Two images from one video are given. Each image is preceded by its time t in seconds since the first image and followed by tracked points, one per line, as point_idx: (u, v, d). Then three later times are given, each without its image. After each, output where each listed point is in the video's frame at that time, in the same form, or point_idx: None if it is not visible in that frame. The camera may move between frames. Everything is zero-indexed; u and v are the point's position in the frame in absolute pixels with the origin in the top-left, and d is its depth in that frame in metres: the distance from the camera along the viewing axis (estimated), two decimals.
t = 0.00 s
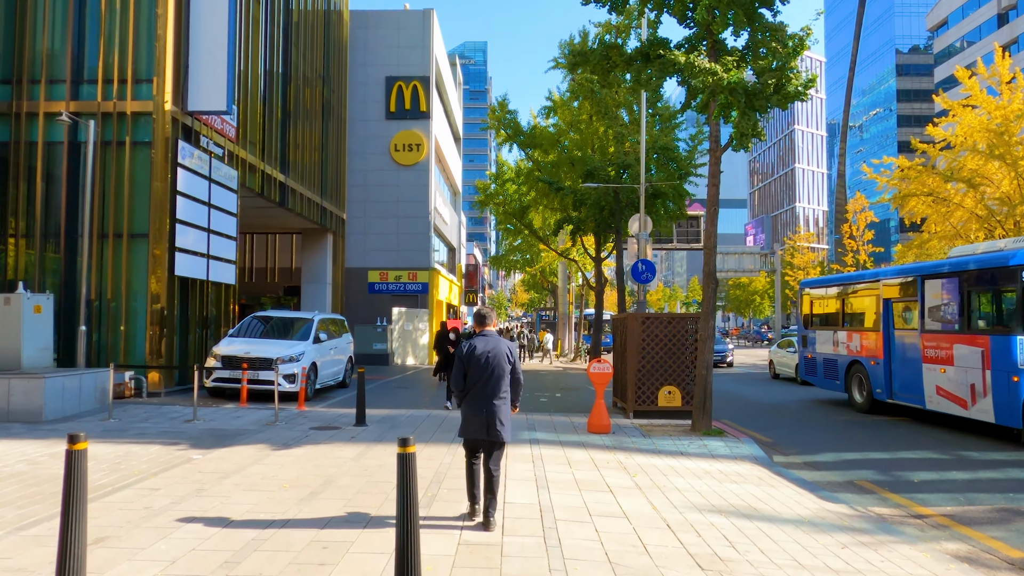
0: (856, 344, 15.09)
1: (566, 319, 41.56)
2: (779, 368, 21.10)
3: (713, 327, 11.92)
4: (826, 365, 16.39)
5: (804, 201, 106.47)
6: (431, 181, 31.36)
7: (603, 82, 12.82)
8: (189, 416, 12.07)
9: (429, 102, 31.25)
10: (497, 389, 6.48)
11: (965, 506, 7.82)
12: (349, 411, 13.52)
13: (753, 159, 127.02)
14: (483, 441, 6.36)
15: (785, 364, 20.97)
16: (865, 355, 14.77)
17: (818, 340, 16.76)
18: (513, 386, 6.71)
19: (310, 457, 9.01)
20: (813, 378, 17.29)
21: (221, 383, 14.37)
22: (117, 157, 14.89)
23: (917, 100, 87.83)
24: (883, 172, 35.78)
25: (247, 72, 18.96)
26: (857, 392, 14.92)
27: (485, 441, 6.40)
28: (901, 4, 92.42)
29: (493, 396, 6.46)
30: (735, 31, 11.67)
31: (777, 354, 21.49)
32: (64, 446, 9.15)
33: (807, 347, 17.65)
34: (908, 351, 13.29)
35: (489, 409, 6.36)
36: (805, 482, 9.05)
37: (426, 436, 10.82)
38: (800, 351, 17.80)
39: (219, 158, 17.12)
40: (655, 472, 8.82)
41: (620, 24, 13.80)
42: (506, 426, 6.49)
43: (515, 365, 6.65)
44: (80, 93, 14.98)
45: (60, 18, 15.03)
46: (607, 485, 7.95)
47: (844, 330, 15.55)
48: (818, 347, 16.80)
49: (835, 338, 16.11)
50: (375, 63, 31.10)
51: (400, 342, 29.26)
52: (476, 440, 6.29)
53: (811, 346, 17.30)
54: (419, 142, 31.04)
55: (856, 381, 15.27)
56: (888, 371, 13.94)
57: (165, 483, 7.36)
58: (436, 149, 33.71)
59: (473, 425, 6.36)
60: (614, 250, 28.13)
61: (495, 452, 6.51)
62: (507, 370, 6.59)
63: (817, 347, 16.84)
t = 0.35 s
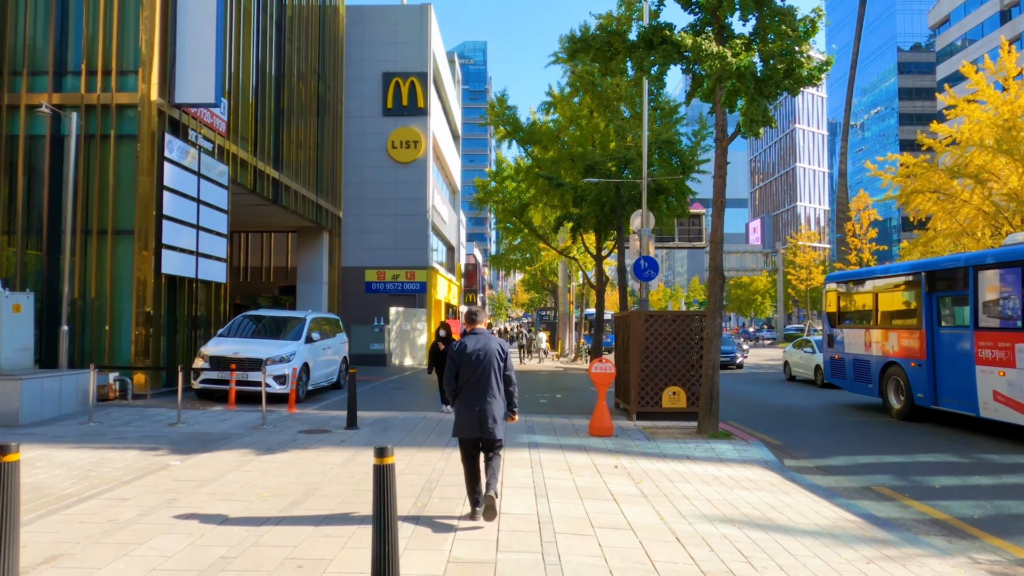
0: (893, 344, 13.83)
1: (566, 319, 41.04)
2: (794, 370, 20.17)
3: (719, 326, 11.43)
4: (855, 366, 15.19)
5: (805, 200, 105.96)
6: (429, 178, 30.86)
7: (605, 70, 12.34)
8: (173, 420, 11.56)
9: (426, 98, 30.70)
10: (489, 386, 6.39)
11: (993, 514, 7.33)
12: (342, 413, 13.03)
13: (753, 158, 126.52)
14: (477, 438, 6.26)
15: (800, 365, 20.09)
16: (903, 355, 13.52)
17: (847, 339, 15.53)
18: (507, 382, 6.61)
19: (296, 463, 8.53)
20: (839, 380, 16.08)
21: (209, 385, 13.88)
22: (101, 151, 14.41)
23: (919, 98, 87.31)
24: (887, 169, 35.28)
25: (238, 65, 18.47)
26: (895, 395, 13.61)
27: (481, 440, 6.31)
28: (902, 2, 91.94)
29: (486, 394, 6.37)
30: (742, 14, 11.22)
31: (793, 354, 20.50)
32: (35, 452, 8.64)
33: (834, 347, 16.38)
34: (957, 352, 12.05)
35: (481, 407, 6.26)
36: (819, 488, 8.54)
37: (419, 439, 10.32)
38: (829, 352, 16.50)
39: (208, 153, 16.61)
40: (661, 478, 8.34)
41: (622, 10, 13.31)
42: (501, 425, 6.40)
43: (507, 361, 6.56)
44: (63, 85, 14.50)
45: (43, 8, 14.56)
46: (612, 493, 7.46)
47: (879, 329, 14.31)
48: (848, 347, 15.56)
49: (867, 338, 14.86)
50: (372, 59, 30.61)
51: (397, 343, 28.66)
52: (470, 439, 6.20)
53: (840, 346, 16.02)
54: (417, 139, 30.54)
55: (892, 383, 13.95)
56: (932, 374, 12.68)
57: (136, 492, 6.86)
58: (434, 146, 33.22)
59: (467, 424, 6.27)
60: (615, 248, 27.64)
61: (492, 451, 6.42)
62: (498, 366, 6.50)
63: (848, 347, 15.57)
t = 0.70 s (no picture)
0: (940, 346, 12.53)
1: (567, 318, 40.51)
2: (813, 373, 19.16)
3: (729, 325, 10.91)
4: (892, 370, 13.94)
5: (806, 200, 105.43)
6: (428, 175, 30.32)
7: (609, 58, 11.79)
8: (156, 423, 11.02)
9: (425, 93, 30.16)
10: (488, 387, 6.16)
11: None
12: (334, 416, 12.49)
13: (754, 158, 126.02)
14: (476, 442, 6.01)
15: (818, 366, 19.09)
16: (952, 359, 12.21)
17: (885, 341, 14.22)
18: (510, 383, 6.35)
19: (281, 470, 7.99)
20: (873, 386, 14.84)
21: (196, 386, 13.36)
22: (86, 142, 13.89)
23: (921, 98, 86.80)
24: (893, 167, 34.74)
25: (230, 57, 17.91)
26: (941, 404, 12.31)
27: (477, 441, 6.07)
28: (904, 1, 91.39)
29: (486, 395, 6.13)
30: None
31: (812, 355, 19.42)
32: (4, 459, 8.10)
33: (869, 349, 15.11)
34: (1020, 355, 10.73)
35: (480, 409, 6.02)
36: (840, 498, 8.02)
37: (415, 444, 9.76)
38: (861, 355, 15.26)
39: (198, 147, 16.08)
40: (670, 487, 7.83)
41: None
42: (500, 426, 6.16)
43: (509, 362, 6.31)
44: (45, 74, 13.98)
45: None
46: (619, 504, 6.94)
47: (923, 329, 13.00)
48: (885, 349, 14.28)
49: (908, 339, 13.59)
50: (369, 53, 30.07)
51: (395, 342, 28.45)
52: (468, 442, 5.96)
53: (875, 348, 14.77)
54: (415, 135, 30.00)
55: (937, 390, 12.66)
56: (988, 380, 11.34)
57: (105, 503, 6.33)
58: (433, 143, 32.70)
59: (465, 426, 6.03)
60: (617, 247, 27.10)
61: (490, 453, 6.19)
62: (499, 368, 6.26)
63: (884, 349, 14.31)
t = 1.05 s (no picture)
0: (1000, 349, 11.02)
1: (568, 318, 40.01)
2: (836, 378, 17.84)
3: (740, 327, 10.40)
4: (940, 375, 12.41)
5: (808, 199, 104.88)
6: (426, 173, 29.82)
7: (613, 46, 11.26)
8: (138, 429, 10.50)
9: (423, 89, 29.65)
10: (491, 386, 6.34)
11: None
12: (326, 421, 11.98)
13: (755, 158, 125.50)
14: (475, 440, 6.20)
15: (841, 370, 17.78)
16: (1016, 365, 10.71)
17: (932, 342, 12.63)
18: (510, 382, 6.53)
19: (266, 482, 7.47)
20: (915, 394, 13.26)
21: (184, 390, 12.85)
22: (69, 136, 13.37)
23: (923, 96, 86.25)
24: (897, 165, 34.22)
25: (221, 50, 17.40)
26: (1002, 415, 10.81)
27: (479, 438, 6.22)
28: None
29: (487, 394, 6.31)
30: None
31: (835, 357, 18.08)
32: None
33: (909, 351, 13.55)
34: None
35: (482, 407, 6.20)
36: (863, 511, 7.51)
37: (410, 452, 9.23)
38: (901, 359, 13.70)
39: (188, 142, 15.59)
40: (681, 500, 7.32)
41: None
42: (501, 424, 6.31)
43: (510, 362, 6.49)
44: (28, 65, 13.47)
45: None
46: (629, 520, 6.42)
47: (979, 330, 11.52)
48: (930, 352, 12.71)
49: (959, 341, 12.07)
50: (367, 49, 29.55)
51: (393, 343, 27.52)
52: (468, 439, 6.15)
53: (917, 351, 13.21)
54: (414, 132, 29.49)
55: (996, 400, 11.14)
56: None
57: (69, 521, 5.81)
58: (432, 140, 32.20)
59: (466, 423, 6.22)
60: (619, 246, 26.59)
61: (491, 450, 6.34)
62: (501, 367, 6.42)
63: (929, 352, 12.78)
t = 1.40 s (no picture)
0: None
1: (568, 318, 39.51)
2: (859, 383, 16.47)
3: (748, 327, 9.90)
4: (994, 383, 10.83)
5: (808, 199, 104.38)
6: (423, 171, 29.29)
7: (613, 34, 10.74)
8: (115, 436, 9.98)
9: (420, 86, 29.15)
10: (482, 387, 6.10)
11: None
12: (315, 426, 11.49)
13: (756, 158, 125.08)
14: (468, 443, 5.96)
15: (864, 374, 16.39)
16: None
17: (983, 345, 11.09)
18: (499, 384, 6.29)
19: (242, 494, 6.97)
20: (964, 403, 11.61)
21: (167, 393, 12.34)
22: (48, 129, 12.88)
23: (924, 96, 85.65)
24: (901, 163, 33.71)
25: (210, 42, 16.89)
26: None
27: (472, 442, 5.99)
28: None
29: (479, 396, 6.07)
30: None
31: (859, 359, 16.67)
32: None
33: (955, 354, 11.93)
34: None
35: (473, 409, 5.95)
36: (883, 527, 6.99)
37: (399, 460, 8.71)
38: (946, 363, 12.07)
39: (174, 136, 15.11)
40: (688, 515, 6.80)
41: None
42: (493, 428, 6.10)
43: (499, 363, 6.24)
44: (6, 57, 12.99)
45: None
46: (633, 539, 5.89)
47: None
48: (982, 356, 11.14)
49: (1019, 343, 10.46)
50: (362, 45, 29.04)
51: (391, 343, 27.12)
52: (461, 444, 5.90)
53: (966, 355, 11.57)
54: (410, 129, 28.97)
55: None
56: None
57: (19, 542, 5.30)
58: (429, 138, 31.67)
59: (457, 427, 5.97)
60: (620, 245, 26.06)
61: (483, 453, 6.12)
62: (490, 368, 6.18)
63: (981, 356, 11.16)
